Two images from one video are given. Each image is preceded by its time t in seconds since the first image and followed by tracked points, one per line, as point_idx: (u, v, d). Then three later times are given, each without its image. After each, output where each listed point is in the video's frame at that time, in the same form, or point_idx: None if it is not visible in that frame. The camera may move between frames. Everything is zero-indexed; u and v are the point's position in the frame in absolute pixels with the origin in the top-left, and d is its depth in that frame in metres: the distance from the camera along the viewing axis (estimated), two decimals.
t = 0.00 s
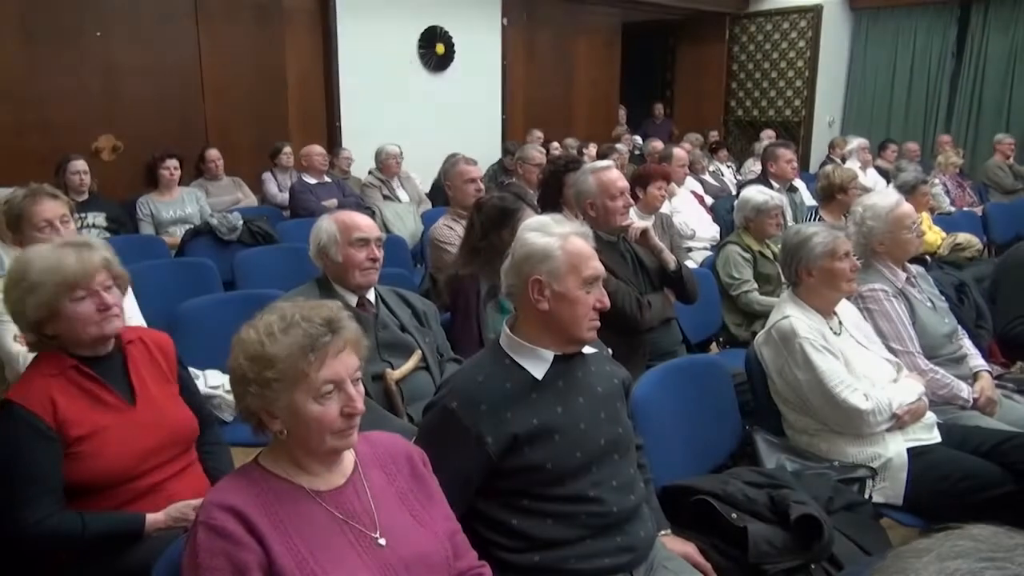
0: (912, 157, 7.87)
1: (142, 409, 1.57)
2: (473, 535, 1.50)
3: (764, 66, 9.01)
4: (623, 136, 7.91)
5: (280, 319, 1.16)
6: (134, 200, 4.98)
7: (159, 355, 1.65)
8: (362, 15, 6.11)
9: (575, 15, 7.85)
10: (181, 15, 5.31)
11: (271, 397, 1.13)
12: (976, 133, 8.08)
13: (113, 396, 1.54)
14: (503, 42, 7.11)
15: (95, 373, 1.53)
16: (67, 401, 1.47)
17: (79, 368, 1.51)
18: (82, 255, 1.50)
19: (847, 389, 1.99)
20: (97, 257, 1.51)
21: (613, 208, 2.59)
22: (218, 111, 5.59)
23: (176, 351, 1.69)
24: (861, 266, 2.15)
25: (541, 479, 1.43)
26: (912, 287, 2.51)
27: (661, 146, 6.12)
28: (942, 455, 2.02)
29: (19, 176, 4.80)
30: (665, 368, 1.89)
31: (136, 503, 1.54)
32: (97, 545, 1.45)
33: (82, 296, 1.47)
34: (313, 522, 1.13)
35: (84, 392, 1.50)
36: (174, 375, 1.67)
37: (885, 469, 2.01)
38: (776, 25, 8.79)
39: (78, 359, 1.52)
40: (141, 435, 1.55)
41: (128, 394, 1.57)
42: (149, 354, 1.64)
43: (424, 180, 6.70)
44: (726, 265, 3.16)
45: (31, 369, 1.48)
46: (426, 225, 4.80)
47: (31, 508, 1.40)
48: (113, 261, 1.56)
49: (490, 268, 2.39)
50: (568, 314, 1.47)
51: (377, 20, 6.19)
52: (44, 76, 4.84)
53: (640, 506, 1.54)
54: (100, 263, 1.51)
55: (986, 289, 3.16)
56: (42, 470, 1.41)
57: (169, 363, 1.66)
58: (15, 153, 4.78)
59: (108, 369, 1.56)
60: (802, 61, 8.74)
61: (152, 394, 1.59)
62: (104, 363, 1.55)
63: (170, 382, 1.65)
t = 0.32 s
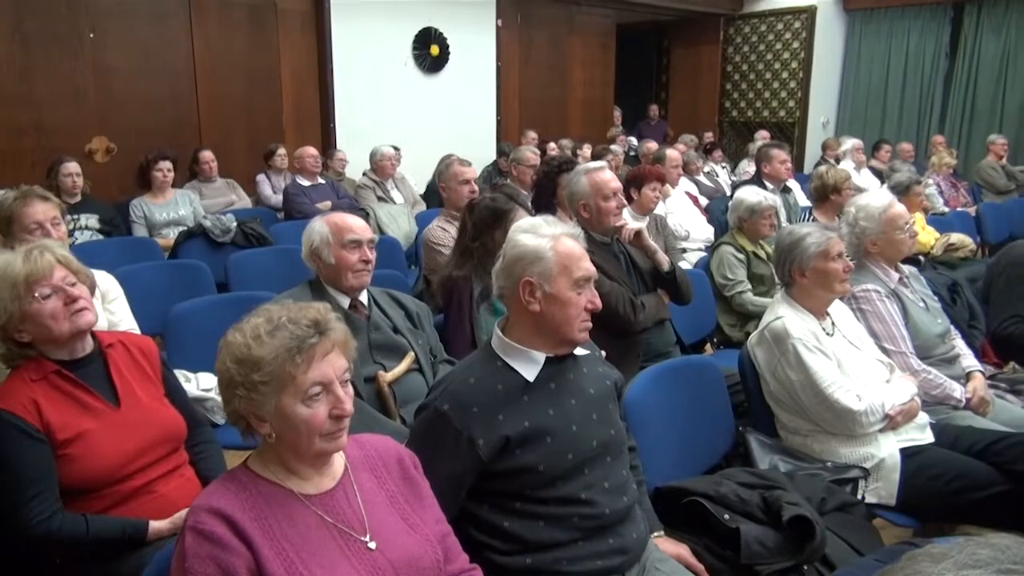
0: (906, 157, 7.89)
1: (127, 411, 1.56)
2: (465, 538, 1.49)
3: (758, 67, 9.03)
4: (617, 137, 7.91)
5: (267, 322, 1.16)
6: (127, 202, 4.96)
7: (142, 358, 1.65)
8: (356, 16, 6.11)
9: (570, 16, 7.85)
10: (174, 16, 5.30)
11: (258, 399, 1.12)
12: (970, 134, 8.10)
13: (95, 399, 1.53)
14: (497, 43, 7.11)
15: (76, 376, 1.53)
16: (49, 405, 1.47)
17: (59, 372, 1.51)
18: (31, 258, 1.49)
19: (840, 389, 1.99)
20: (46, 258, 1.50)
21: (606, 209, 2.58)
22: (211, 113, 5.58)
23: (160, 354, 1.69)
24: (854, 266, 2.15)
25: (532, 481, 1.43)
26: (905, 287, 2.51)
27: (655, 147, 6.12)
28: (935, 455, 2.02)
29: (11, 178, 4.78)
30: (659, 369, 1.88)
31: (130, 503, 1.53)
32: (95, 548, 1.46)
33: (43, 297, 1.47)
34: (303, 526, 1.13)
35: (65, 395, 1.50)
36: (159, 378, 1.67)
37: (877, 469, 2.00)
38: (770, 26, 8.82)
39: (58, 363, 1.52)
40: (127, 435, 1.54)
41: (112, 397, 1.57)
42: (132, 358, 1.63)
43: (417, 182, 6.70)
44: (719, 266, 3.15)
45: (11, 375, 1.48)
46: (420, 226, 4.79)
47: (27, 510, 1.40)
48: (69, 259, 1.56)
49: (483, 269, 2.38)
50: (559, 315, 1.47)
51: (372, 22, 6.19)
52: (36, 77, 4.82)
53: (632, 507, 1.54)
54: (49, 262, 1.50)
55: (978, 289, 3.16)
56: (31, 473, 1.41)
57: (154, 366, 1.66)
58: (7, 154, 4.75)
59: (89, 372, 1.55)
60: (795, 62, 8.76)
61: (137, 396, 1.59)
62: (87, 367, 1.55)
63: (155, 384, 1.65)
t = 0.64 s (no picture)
0: (892, 159, 7.93)
1: (113, 416, 1.55)
2: (449, 542, 1.48)
3: (746, 69, 9.07)
4: (606, 140, 7.92)
5: (246, 325, 1.15)
6: (112, 205, 4.92)
7: (126, 364, 1.62)
8: (344, 18, 6.10)
9: (558, 19, 7.86)
10: (161, 18, 5.28)
11: (237, 404, 1.11)
12: (955, 136, 8.14)
13: (81, 402, 1.52)
14: (486, 45, 7.11)
15: (61, 379, 1.51)
16: (35, 406, 1.46)
17: (44, 375, 1.49)
18: (23, 264, 1.48)
19: (825, 391, 2.00)
20: (37, 266, 1.49)
21: (592, 210, 2.57)
22: (198, 116, 5.55)
23: (144, 360, 1.66)
24: (839, 267, 2.15)
25: (516, 485, 1.42)
26: (890, 288, 2.52)
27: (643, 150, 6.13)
28: (919, 456, 2.02)
29: None
30: (644, 371, 1.88)
31: (113, 507, 1.51)
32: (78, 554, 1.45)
33: (32, 304, 1.46)
34: (283, 533, 1.12)
35: (50, 398, 1.49)
36: (143, 384, 1.64)
37: (862, 469, 2.01)
38: (757, 29, 8.87)
39: (43, 367, 1.51)
40: (113, 440, 1.53)
41: (97, 402, 1.55)
42: (117, 363, 1.61)
43: (405, 184, 6.69)
44: (707, 268, 3.16)
45: None
46: (408, 229, 4.77)
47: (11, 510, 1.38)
48: (60, 266, 1.54)
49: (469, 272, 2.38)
50: (543, 318, 1.46)
51: (360, 24, 6.18)
52: (21, 79, 4.78)
53: (617, 510, 1.53)
54: (41, 271, 1.49)
55: (963, 290, 3.18)
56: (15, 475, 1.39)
57: (139, 372, 1.64)
58: None
59: (75, 375, 1.54)
60: (783, 64, 8.80)
61: (121, 401, 1.57)
62: (72, 372, 1.53)
63: (137, 390, 1.62)
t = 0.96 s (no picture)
0: (867, 159, 8.00)
1: (78, 426, 1.52)
2: (426, 545, 1.47)
3: (723, 70, 9.15)
4: (585, 141, 7.93)
5: (214, 331, 1.13)
6: (85, 210, 4.84)
7: (91, 371, 1.60)
8: (321, 19, 6.06)
9: (536, 21, 7.87)
10: (135, 20, 5.22)
11: (205, 410, 1.10)
12: (929, 136, 8.22)
13: (45, 413, 1.49)
14: (464, 47, 7.10)
15: (23, 390, 1.48)
16: None
17: (5, 387, 1.46)
18: None
19: (800, 389, 2.01)
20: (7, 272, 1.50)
21: (560, 213, 2.57)
22: (174, 119, 5.50)
23: (111, 366, 1.64)
24: (813, 267, 2.16)
25: (492, 487, 1.41)
26: (864, 287, 2.54)
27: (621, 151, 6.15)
28: (893, 451, 2.04)
29: None
30: (621, 371, 1.88)
31: (81, 517, 1.50)
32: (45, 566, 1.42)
33: None
34: (255, 540, 1.11)
35: (13, 410, 1.46)
36: (110, 391, 1.62)
37: (838, 467, 2.02)
38: (734, 30, 8.95)
39: (5, 378, 1.48)
40: (79, 450, 1.51)
41: (61, 412, 1.52)
42: (81, 371, 1.58)
43: (384, 187, 6.66)
44: (684, 268, 3.17)
45: None
46: (387, 232, 4.75)
47: None
48: (27, 274, 1.56)
49: (443, 275, 2.36)
50: (518, 320, 1.46)
51: (336, 26, 6.15)
52: None
53: (594, 511, 1.53)
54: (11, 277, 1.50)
55: (937, 288, 3.20)
56: None
57: (104, 379, 1.61)
58: None
59: (37, 386, 1.51)
60: (759, 65, 8.87)
61: (86, 410, 1.55)
62: (34, 383, 1.50)
63: (103, 398, 1.60)
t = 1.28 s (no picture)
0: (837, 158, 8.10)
1: (45, 436, 1.50)
2: (399, 549, 1.47)
3: (695, 71, 9.23)
4: (559, 142, 7.95)
5: (181, 337, 1.12)
6: (51, 215, 4.76)
7: (57, 381, 1.56)
8: (292, 21, 6.01)
9: (510, 22, 7.88)
10: (102, 22, 5.16)
11: (172, 417, 1.08)
12: (896, 135, 8.34)
13: (10, 423, 1.47)
14: (437, 49, 7.09)
15: None
16: None
17: None
18: None
19: (771, 386, 2.03)
20: None
21: (527, 213, 2.58)
22: (142, 122, 5.43)
23: (77, 375, 1.61)
24: (783, 265, 2.19)
25: (465, 490, 1.41)
26: (834, 284, 2.57)
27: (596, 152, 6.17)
28: (862, 447, 2.06)
29: None
30: (594, 371, 1.89)
31: (49, 527, 1.48)
32: None
33: None
34: (225, 548, 1.10)
35: None
36: (77, 401, 1.58)
37: (809, 463, 2.04)
38: (705, 32, 9.04)
39: None
40: (46, 461, 1.48)
41: (27, 422, 1.49)
42: (47, 380, 1.55)
43: (358, 189, 6.62)
44: (658, 267, 3.19)
45: None
46: (360, 234, 4.73)
47: None
48: None
49: (415, 276, 2.35)
50: (490, 321, 1.46)
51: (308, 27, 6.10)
52: None
53: (568, 511, 1.53)
54: None
55: (904, 285, 3.25)
56: None
57: (71, 388, 1.58)
58: None
59: (3, 397, 1.48)
60: (730, 66, 8.96)
61: (53, 420, 1.52)
62: None
63: (70, 408, 1.56)
